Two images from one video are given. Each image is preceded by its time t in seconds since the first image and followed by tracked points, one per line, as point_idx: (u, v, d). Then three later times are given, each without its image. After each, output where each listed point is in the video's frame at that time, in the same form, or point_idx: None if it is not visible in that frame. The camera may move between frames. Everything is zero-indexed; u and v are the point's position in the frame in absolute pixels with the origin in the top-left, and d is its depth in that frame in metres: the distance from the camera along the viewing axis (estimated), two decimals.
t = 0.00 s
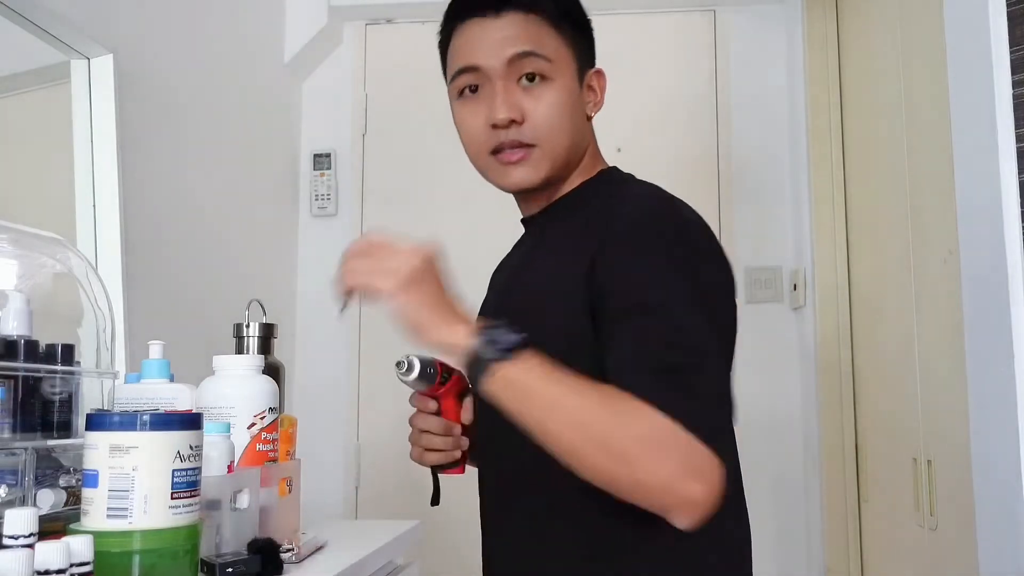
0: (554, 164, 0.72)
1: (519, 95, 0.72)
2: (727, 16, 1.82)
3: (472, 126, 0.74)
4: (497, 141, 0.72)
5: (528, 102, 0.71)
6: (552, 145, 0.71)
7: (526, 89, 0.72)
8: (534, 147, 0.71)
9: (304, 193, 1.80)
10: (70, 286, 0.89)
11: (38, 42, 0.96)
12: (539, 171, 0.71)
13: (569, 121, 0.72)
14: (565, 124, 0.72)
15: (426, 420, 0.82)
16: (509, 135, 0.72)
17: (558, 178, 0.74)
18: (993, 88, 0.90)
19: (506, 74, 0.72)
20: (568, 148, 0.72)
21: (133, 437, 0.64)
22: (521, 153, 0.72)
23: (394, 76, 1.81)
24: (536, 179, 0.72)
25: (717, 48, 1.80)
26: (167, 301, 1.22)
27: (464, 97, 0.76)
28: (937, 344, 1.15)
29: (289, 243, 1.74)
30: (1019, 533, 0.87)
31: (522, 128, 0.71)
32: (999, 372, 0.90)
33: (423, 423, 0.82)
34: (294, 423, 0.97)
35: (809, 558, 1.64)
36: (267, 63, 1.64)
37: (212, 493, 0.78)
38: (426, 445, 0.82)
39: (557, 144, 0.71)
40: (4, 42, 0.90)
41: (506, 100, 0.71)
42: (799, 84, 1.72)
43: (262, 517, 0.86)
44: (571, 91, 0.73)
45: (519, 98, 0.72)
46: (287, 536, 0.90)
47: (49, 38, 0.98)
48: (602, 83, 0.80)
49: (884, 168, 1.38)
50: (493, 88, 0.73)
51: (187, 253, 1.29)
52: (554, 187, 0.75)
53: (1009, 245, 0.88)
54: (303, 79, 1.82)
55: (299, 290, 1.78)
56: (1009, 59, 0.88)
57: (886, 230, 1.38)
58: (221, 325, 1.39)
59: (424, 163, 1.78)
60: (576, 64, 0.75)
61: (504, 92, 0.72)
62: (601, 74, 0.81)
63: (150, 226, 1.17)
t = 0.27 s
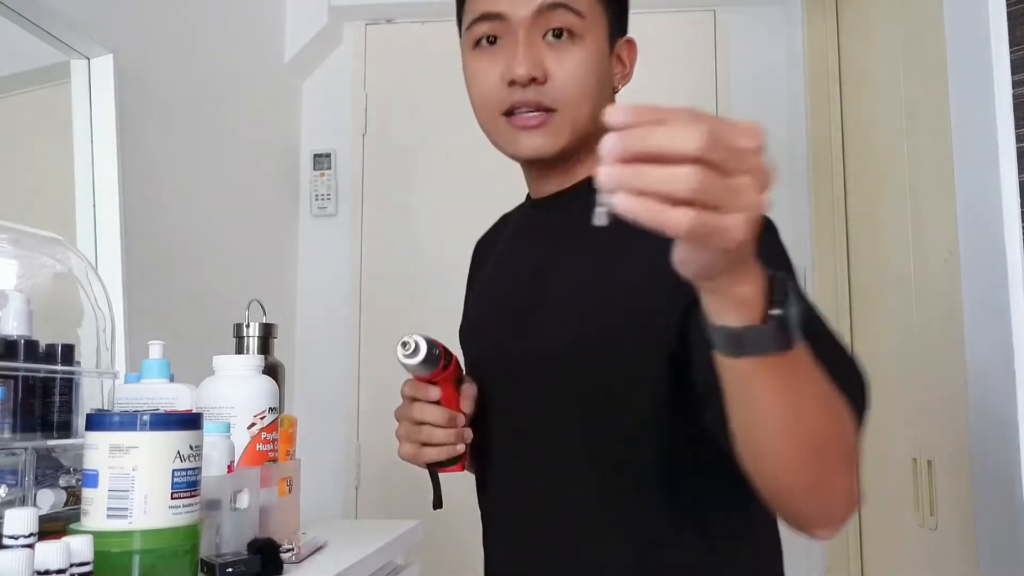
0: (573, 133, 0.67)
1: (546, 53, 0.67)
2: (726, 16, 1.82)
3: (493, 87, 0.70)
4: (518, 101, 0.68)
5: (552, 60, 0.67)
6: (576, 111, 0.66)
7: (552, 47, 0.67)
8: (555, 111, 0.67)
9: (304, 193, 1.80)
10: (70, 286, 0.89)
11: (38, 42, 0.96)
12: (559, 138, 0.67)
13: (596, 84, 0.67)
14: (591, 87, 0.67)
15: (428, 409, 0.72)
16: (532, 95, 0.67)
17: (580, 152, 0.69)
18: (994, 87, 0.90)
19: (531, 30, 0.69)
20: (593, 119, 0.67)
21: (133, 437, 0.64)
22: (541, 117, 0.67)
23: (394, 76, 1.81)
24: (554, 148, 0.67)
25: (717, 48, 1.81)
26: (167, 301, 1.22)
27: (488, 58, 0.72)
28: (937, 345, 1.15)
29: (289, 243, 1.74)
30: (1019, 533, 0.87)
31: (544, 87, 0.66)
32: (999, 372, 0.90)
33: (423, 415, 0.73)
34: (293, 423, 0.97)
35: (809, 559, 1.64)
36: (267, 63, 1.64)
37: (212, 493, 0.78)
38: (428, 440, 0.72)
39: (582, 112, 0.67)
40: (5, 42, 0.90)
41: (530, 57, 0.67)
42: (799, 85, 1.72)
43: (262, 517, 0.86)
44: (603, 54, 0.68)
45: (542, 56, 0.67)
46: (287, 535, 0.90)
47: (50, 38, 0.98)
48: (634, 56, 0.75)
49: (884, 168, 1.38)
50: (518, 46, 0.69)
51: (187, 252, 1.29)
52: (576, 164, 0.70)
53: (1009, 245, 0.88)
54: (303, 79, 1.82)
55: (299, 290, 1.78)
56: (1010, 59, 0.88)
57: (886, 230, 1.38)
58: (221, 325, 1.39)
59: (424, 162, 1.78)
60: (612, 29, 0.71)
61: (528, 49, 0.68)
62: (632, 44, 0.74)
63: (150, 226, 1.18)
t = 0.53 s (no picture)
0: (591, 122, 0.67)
1: (570, 31, 0.66)
2: (726, 16, 1.82)
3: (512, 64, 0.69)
4: (536, 82, 0.67)
5: (576, 41, 0.65)
6: (596, 99, 0.66)
7: (577, 24, 0.66)
8: (575, 98, 0.66)
9: (304, 193, 1.80)
10: (69, 286, 0.89)
11: (38, 42, 0.96)
12: (577, 127, 0.67)
13: (620, 67, 0.66)
14: (614, 71, 0.65)
15: (455, 390, 0.65)
16: (551, 76, 0.66)
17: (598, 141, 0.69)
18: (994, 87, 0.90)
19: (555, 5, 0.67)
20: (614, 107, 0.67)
21: (133, 437, 0.64)
22: (559, 103, 0.67)
23: (394, 76, 1.81)
24: (570, 137, 0.67)
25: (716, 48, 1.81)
26: (167, 300, 1.22)
27: (508, 29, 0.70)
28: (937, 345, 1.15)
29: (290, 242, 1.74)
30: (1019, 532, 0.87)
31: (564, 71, 0.65)
32: (1000, 371, 0.90)
33: (447, 398, 0.65)
34: (293, 423, 0.97)
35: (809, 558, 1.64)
36: (267, 62, 1.63)
37: (212, 493, 0.78)
38: (455, 423, 0.66)
39: (603, 100, 0.66)
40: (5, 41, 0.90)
41: (552, 35, 0.65)
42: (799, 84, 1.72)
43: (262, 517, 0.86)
44: (631, 35, 0.66)
45: (566, 34, 0.66)
46: (287, 535, 0.90)
47: (50, 38, 0.98)
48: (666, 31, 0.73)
49: (884, 168, 1.38)
50: (541, 20, 0.67)
51: (187, 252, 1.29)
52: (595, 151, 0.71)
53: (1009, 245, 0.88)
54: (303, 79, 1.82)
55: (299, 290, 1.78)
56: (1010, 59, 0.88)
57: (885, 230, 1.38)
58: (221, 325, 1.39)
59: (423, 162, 1.78)
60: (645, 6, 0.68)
61: (551, 22, 0.66)
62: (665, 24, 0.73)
63: (150, 226, 1.18)
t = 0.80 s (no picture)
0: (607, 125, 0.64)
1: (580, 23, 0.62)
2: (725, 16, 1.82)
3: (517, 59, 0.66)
4: (546, 82, 0.64)
5: (586, 35, 0.62)
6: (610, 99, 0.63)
7: (587, 15, 0.62)
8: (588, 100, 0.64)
9: (304, 193, 1.79)
10: (69, 286, 0.89)
11: (39, 43, 0.96)
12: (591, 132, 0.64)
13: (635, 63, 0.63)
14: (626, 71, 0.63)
15: (456, 347, 0.60)
16: (561, 74, 0.63)
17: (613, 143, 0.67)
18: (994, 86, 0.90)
19: None
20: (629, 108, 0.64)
21: (133, 437, 0.64)
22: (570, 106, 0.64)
23: (394, 76, 1.81)
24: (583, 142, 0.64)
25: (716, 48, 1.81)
26: (167, 300, 1.22)
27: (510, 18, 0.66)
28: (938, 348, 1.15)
29: (290, 242, 1.74)
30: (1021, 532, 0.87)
31: (575, 70, 0.62)
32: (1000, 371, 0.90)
33: (449, 358, 0.60)
34: (293, 423, 0.97)
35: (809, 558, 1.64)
36: (267, 62, 1.63)
37: (212, 493, 0.78)
38: (462, 384, 0.61)
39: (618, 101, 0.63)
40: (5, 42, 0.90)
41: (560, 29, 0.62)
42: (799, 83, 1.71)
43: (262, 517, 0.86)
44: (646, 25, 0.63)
45: (577, 29, 0.62)
46: (287, 535, 0.90)
47: (51, 38, 0.98)
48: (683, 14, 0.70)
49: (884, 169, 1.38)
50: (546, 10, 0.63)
51: (187, 252, 1.29)
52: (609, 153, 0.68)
53: (1010, 245, 0.88)
54: (303, 79, 1.82)
55: (299, 290, 1.78)
56: (1010, 59, 0.88)
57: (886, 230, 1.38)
58: (221, 325, 1.39)
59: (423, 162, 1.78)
60: None
61: (560, 14, 0.62)
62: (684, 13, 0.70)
63: (151, 226, 1.18)
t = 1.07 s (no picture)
0: (610, 104, 0.63)
1: (579, 6, 0.62)
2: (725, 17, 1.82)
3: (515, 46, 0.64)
4: (545, 64, 0.63)
5: (585, 16, 0.61)
6: (613, 78, 0.62)
7: None
8: (589, 79, 0.62)
9: (304, 193, 1.80)
10: (70, 286, 0.89)
11: (40, 43, 0.96)
12: (593, 111, 0.63)
13: (638, 39, 0.62)
14: (630, 47, 0.61)
15: (447, 373, 0.60)
16: (562, 56, 0.62)
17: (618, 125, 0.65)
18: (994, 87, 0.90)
19: None
20: (632, 86, 0.63)
21: (134, 437, 0.64)
22: (570, 86, 0.63)
23: (394, 76, 1.81)
24: (586, 123, 0.63)
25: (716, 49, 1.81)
26: (167, 300, 1.22)
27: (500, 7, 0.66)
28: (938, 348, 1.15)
29: (290, 242, 1.74)
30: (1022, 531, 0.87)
31: (575, 50, 0.61)
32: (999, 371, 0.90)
33: (439, 385, 0.60)
34: (294, 423, 0.97)
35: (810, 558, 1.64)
36: (267, 62, 1.63)
37: (212, 493, 0.79)
38: (453, 413, 0.60)
39: (620, 79, 0.62)
40: (6, 42, 0.90)
41: (559, 11, 0.62)
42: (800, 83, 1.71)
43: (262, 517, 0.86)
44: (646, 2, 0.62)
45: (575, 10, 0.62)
46: (287, 535, 0.90)
47: (52, 38, 0.98)
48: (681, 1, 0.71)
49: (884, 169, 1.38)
50: None
51: (188, 252, 1.29)
52: (614, 139, 0.67)
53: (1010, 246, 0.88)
54: (303, 79, 1.82)
55: (299, 289, 1.78)
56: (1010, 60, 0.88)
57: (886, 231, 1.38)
58: (222, 325, 1.39)
59: (423, 162, 1.78)
60: None
61: None
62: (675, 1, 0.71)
63: (151, 226, 1.18)
